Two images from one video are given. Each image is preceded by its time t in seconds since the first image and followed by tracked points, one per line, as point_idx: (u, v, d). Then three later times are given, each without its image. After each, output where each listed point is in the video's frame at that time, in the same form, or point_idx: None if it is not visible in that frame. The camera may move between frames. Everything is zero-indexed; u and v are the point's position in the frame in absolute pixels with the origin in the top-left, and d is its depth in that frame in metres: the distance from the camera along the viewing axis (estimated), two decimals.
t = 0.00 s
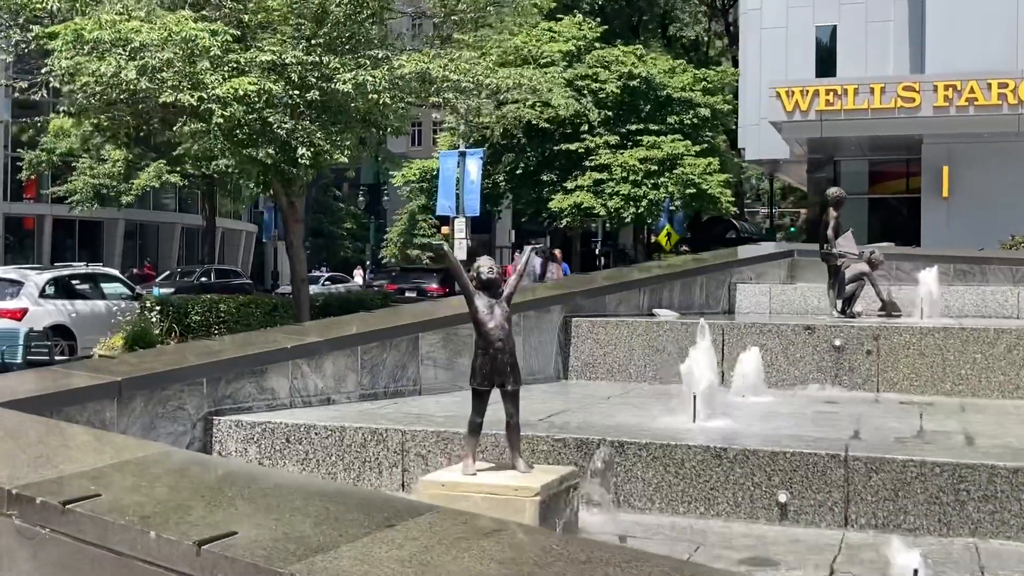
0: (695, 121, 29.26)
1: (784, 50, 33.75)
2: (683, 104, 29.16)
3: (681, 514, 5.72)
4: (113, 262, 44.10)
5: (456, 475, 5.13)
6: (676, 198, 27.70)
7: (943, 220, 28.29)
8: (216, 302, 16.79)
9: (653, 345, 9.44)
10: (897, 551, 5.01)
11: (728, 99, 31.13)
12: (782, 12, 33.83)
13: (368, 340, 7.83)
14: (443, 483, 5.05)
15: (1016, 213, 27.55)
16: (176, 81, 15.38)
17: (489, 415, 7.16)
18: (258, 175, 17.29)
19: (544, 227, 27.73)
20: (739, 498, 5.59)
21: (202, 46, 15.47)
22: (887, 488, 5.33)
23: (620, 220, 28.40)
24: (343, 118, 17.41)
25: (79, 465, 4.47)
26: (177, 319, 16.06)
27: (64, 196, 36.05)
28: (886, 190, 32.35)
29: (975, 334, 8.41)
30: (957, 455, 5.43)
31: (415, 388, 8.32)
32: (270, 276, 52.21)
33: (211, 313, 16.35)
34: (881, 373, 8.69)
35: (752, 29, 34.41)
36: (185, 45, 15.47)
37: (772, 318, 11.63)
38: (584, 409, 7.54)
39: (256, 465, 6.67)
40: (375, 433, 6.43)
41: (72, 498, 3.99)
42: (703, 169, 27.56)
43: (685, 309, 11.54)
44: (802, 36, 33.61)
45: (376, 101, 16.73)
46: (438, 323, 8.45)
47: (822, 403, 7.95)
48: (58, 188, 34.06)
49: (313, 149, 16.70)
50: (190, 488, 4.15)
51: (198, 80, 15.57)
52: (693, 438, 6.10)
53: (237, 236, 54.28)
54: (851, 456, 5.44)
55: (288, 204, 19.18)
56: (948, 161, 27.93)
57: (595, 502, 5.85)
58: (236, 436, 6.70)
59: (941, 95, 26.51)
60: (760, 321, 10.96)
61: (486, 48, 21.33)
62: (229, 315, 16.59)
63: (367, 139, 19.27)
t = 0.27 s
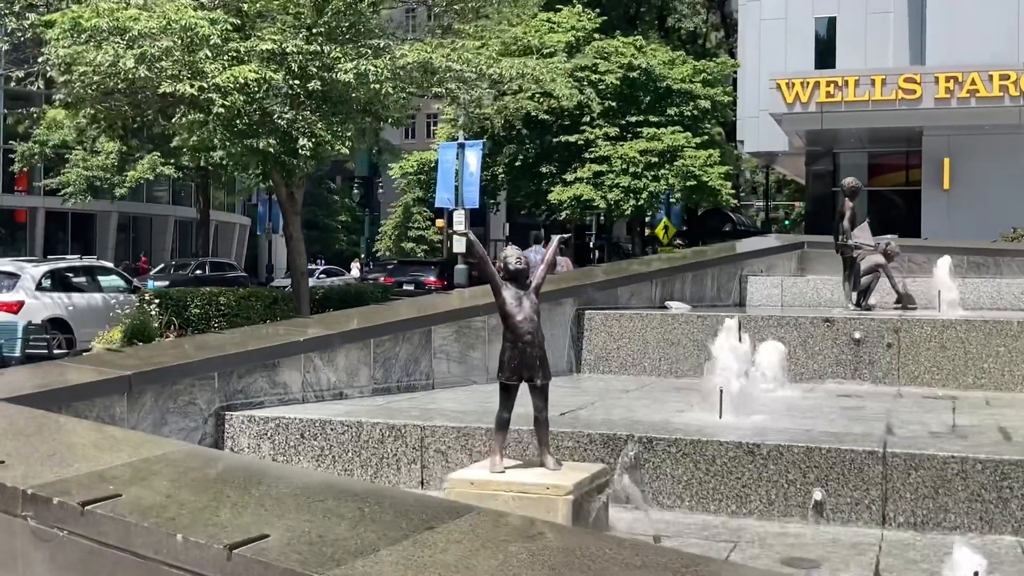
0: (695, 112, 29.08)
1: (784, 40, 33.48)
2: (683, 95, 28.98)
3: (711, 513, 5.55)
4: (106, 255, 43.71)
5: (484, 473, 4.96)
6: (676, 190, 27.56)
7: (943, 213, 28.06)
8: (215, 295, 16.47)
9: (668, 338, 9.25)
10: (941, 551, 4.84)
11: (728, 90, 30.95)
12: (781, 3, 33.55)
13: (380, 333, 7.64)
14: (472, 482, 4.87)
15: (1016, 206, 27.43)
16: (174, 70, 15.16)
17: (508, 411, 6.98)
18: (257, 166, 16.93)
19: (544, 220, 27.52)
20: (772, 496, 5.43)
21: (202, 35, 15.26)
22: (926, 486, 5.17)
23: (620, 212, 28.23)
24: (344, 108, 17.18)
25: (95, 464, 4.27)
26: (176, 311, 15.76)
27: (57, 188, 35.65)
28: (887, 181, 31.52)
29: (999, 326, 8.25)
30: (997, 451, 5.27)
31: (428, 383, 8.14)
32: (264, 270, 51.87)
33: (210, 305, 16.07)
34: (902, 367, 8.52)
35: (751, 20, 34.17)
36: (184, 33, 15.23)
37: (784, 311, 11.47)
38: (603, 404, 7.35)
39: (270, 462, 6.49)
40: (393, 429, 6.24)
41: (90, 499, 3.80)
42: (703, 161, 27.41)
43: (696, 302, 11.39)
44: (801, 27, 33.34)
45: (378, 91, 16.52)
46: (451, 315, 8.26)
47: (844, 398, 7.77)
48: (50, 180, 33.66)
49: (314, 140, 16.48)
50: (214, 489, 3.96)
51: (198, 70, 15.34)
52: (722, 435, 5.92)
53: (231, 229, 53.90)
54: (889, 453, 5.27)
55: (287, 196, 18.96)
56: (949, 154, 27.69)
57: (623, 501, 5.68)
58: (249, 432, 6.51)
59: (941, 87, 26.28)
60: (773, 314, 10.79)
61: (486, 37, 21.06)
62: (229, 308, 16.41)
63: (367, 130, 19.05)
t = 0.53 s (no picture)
0: (693, 107, 28.93)
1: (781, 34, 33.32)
2: (681, 90, 28.81)
3: (743, 520, 5.37)
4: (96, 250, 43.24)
5: (514, 481, 4.77)
6: (674, 184, 27.39)
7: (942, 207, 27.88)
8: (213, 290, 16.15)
9: (682, 337, 9.05)
10: (989, 565, 4.64)
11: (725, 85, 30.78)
12: None
13: (392, 333, 7.44)
14: (501, 491, 4.69)
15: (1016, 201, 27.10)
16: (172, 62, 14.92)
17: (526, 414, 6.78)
18: (254, 161, 16.60)
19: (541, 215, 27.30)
20: (807, 503, 5.25)
21: (199, 27, 15.03)
22: (969, 494, 4.99)
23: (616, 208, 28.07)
24: (342, 102, 16.95)
25: (111, 475, 4.07)
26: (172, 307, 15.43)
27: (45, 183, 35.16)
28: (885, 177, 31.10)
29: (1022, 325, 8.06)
30: None
31: (440, 383, 7.93)
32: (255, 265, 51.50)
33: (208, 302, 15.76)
34: (922, 366, 8.36)
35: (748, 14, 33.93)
36: (181, 25, 15.00)
37: (794, 310, 11.29)
38: (621, 406, 7.16)
39: (282, 467, 6.29)
40: (409, 433, 6.05)
41: (110, 513, 3.60)
42: (701, 156, 27.28)
43: (705, 300, 11.21)
44: (797, 21, 33.05)
45: (377, 84, 16.31)
46: (463, 314, 8.04)
47: (865, 400, 7.61)
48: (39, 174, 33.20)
49: (313, 134, 16.24)
50: (241, 501, 3.75)
51: (195, 62, 15.10)
52: (749, 439, 5.75)
53: (221, 224, 53.47)
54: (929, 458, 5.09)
55: (284, 190, 18.67)
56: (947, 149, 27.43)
57: (653, 508, 5.50)
58: (261, 436, 6.32)
59: (941, 82, 25.76)
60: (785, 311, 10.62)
61: (484, 31, 20.82)
62: (226, 305, 16.10)
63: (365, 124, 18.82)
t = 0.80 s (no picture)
0: (684, 103, 28.87)
1: (770, 30, 33.20)
2: (672, 86, 28.74)
3: (764, 526, 5.25)
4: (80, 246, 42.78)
5: (533, 487, 4.63)
6: (665, 181, 27.32)
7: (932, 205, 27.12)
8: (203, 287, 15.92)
9: (687, 336, 8.91)
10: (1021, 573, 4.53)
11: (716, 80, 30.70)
12: None
13: (397, 332, 7.28)
14: (520, 498, 4.55)
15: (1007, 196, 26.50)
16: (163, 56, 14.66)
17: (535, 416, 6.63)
18: (244, 157, 16.36)
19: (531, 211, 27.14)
20: (831, 509, 5.12)
21: (190, 21, 14.82)
22: (998, 500, 4.87)
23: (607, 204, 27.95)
24: (334, 98, 16.75)
25: (118, 485, 3.89)
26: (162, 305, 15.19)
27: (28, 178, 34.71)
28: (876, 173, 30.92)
29: None
30: None
31: (444, 384, 7.78)
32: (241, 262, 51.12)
33: (199, 299, 15.53)
34: (930, 366, 8.26)
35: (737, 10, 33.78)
36: (173, 18, 14.77)
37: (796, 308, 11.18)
38: (630, 408, 7.03)
39: (286, 472, 6.12)
40: (418, 437, 5.89)
41: (120, 526, 3.42)
42: (692, 153, 27.23)
43: (707, 297, 11.09)
44: (787, 17, 32.89)
45: (371, 79, 16.13)
46: (467, 313, 7.88)
47: (875, 398, 7.50)
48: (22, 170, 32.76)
49: (305, 130, 16.03)
50: (259, 512, 3.59)
51: (187, 57, 14.85)
52: (767, 442, 5.62)
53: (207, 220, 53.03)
54: (957, 463, 4.96)
55: (274, 185, 18.42)
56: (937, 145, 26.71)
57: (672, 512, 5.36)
58: (265, 439, 6.15)
59: (931, 78, 25.36)
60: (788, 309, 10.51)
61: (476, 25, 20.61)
62: (217, 302, 15.70)
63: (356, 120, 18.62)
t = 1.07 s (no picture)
0: (669, 100, 28.76)
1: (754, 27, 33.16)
2: (657, 82, 28.61)
3: (779, 533, 5.08)
4: (57, 244, 42.18)
5: (544, 494, 4.44)
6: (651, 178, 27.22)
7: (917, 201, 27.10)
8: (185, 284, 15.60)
9: (686, 334, 8.75)
10: None
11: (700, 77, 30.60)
12: None
13: (393, 331, 7.08)
14: (532, 506, 4.35)
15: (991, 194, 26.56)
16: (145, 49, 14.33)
17: (537, 418, 6.44)
18: (227, 153, 16.06)
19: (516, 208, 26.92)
20: (848, 514, 4.97)
21: (172, 13, 14.63)
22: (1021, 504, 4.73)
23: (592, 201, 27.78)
24: (319, 92, 16.49)
25: (113, 495, 3.67)
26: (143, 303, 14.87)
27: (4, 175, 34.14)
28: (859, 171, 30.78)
29: None
30: None
31: (440, 385, 7.58)
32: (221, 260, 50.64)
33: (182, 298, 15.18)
34: (934, 365, 8.13)
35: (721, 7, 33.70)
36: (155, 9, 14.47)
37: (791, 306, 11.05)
38: (633, 409, 6.86)
39: (280, 477, 5.90)
40: (419, 440, 5.69)
41: (117, 540, 3.21)
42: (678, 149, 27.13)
43: (702, 295, 10.93)
44: (771, 14, 32.87)
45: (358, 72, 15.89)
46: (464, 312, 7.69)
47: (880, 399, 7.38)
48: None
49: (289, 125, 15.75)
50: (266, 524, 3.38)
51: (170, 49, 14.53)
52: (779, 445, 5.46)
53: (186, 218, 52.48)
54: (978, 466, 4.81)
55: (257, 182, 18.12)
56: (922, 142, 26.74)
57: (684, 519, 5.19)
58: (259, 443, 5.94)
59: (916, 75, 25.19)
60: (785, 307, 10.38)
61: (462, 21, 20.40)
62: (200, 300, 15.39)
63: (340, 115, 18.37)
